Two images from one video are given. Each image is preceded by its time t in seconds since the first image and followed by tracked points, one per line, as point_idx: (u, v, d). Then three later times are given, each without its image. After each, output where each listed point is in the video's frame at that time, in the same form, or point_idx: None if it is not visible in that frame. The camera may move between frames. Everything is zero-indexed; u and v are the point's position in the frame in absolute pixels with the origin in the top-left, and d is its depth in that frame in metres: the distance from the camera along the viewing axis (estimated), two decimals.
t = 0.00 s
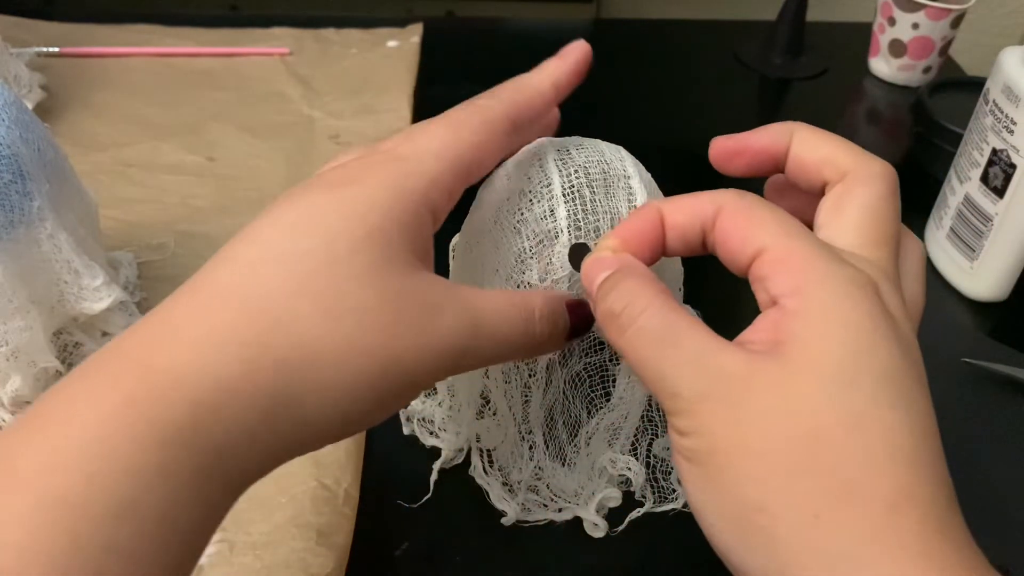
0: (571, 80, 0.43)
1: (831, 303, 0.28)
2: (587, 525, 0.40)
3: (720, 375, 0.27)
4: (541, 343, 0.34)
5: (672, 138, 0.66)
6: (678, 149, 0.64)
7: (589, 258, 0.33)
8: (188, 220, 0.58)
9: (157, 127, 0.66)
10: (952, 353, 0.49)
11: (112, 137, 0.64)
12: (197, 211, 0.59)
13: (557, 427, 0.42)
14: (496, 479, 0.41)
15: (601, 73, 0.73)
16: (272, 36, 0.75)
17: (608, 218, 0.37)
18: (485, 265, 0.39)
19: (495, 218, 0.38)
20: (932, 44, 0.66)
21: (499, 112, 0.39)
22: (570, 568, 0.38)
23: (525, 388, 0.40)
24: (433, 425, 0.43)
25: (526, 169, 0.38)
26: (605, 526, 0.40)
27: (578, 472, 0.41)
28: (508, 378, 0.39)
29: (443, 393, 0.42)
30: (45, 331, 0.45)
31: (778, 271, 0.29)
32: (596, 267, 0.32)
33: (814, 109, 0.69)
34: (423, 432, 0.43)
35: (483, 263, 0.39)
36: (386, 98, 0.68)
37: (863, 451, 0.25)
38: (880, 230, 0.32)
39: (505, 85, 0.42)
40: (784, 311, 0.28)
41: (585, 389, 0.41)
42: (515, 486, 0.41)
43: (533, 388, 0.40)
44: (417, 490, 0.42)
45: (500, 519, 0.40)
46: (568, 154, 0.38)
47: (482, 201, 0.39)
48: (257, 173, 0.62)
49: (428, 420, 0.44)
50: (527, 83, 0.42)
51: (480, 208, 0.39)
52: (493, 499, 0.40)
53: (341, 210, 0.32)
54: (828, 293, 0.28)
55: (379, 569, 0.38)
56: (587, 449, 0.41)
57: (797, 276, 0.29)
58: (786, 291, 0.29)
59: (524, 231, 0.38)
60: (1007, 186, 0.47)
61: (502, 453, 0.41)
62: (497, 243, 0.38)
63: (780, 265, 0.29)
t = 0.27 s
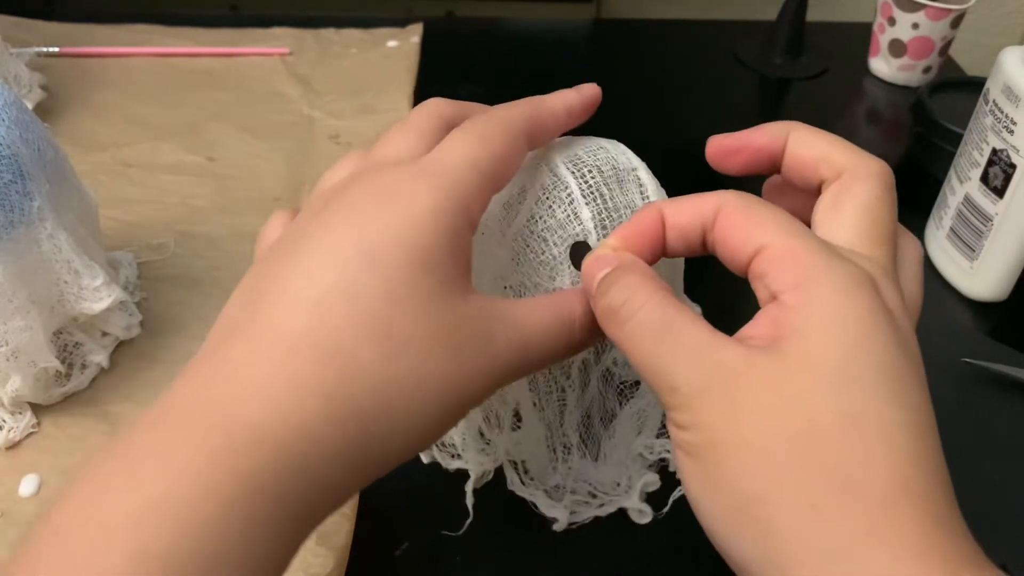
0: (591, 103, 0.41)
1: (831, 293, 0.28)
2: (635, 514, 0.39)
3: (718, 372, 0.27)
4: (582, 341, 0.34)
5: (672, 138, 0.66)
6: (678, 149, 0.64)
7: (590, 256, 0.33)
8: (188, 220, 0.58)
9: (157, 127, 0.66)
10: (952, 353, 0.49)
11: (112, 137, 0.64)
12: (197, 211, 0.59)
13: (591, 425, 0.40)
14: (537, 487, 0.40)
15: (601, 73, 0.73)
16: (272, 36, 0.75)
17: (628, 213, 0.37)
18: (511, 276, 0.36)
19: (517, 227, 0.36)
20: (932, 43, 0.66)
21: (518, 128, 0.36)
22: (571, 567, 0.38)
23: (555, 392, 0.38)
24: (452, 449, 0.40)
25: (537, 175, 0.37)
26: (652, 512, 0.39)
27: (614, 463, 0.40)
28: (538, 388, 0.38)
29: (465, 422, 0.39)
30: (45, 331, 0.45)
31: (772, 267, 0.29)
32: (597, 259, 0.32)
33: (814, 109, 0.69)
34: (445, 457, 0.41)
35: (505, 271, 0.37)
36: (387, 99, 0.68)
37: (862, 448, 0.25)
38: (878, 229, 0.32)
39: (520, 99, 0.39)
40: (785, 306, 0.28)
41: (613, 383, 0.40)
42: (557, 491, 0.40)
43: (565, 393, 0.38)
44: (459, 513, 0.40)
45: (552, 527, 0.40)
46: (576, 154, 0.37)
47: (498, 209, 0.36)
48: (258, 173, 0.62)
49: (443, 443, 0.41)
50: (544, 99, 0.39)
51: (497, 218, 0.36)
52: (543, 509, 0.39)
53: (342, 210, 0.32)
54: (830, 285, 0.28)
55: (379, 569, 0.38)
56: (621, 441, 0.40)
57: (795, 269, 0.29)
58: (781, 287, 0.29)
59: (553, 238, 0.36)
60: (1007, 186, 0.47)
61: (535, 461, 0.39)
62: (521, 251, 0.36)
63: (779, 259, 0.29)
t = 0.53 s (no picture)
0: (571, 114, 0.40)
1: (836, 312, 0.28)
2: (640, 505, 0.40)
3: (720, 375, 0.27)
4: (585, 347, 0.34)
5: (672, 138, 0.66)
6: (678, 149, 0.64)
7: (599, 272, 0.33)
8: (188, 220, 0.58)
9: (157, 127, 0.66)
10: (953, 353, 0.49)
11: (112, 137, 0.64)
12: (197, 211, 0.59)
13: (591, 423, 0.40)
14: (544, 490, 0.40)
15: (601, 73, 0.73)
16: (272, 36, 0.75)
17: (621, 210, 0.37)
18: (512, 285, 0.36)
19: (513, 234, 0.36)
20: (931, 44, 0.66)
21: (503, 133, 0.35)
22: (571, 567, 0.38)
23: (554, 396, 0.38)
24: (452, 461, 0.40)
25: (527, 181, 0.37)
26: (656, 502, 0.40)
27: (616, 458, 0.40)
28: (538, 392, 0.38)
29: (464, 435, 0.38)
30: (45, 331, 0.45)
31: (778, 292, 0.29)
32: (607, 274, 0.32)
33: (814, 109, 0.69)
34: (445, 471, 0.40)
35: (506, 280, 0.36)
36: (387, 98, 0.68)
37: (865, 448, 0.25)
38: (880, 254, 0.32)
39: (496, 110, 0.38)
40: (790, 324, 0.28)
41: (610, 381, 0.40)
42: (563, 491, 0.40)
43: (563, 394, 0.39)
44: (464, 528, 0.40)
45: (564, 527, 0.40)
46: (562, 158, 0.37)
47: (491, 220, 0.36)
48: (258, 173, 0.62)
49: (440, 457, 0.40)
50: (526, 109, 0.38)
51: (492, 227, 0.36)
52: (554, 511, 0.39)
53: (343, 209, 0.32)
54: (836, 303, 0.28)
55: (380, 569, 0.38)
56: (621, 436, 0.40)
57: (802, 292, 0.29)
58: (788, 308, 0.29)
59: (550, 243, 0.36)
60: (1008, 186, 0.47)
61: (537, 464, 0.39)
62: (519, 259, 0.36)
63: (787, 281, 0.29)
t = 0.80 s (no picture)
0: (573, 115, 0.40)
1: (830, 309, 0.28)
2: (639, 506, 0.40)
3: (717, 376, 0.27)
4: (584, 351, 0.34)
5: (672, 138, 0.66)
6: (678, 149, 0.64)
7: (597, 271, 0.33)
8: (188, 220, 0.58)
9: (157, 127, 0.66)
10: (953, 353, 0.49)
11: (112, 137, 0.64)
12: (197, 211, 0.59)
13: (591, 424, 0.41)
14: (543, 492, 0.40)
15: (601, 73, 0.73)
16: (272, 36, 0.75)
17: (623, 213, 0.37)
18: (512, 287, 0.36)
19: (514, 236, 0.36)
20: (931, 44, 0.66)
21: (504, 134, 0.35)
22: (572, 567, 0.38)
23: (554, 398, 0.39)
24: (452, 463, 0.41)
25: (529, 183, 0.37)
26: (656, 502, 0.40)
27: (615, 459, 0.40)
28: (536, 393, 0.38)
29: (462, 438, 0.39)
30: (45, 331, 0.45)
31: (775, 291, 0.29)
32: (606, 273, 0.32)
33: (815, 109, 0.69)
34: (444, 473, 0.41)
35: (506, 281, 0.36)
36: (387, 99, 0.68)
37: (865, 448, 0.25)
38: (876, 249, 0.32)
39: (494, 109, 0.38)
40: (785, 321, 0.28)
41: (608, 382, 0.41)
42: (563, 493, 0.40)
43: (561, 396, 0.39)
44: (464, 532, 0.40)
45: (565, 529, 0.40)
46: (564, 159, 0.37)
47: (491, 221, 0.36)
48: (258, 173, 0.62)
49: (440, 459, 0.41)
50: (527, 109, 0.38)
51: (493, 229, 0.36)
52: (553, 513, 0.39)
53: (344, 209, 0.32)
54: (834, 303, 0.28)
55: (379, 569, 0.38)
56: (620, 436, 0.40)
57: (800, 288, 0.29)
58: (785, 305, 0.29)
59: (551, 245, 0.36)
60: (1007, 186, 0.47)
61: (536, 465, 0.40)
62: (520, 260, 0.36)
63: (783, 279, 0.29)
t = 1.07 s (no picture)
0: (582, 120, 0.40)
1: (844, 309, 0.28)
2: (643, 508, 0.40)
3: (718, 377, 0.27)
4: (590, 357, 0.34)
5: (672, 138, 0.66)
6: (678, 149, 0.64)
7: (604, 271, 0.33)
8: (188, 220, 0.58)
9: (157, 127, 0.66)
10: (953, 353, 0.49)
11: (112, 137, 0.64)
12: (196, 211, 0.59)
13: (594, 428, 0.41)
14: (546, 494, 0.39)
15: (601, 73, 0.73)
16: (272, 36, 0.75)
17: (631, 217, 0.37)
18: (519, 289, 0.36)
19: (522, 240, 0.36)
20: (931, 43, 0.66)
21: (514, 135, 0.36)
22: (571, 567, 0.38)
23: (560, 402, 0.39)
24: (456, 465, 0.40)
25: (538, 186, 0.37)
26: (659, 505, 0.40)
27: (619, 463, 0.40)
28: (543, 397, 0.38)
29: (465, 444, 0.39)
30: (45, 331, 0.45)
31: (787, 294, 0.30)
32: (616, 270, 0.33)
33: (814, 109, 0.69)
34: (447, 474, 0.40)
35: (513, 284, 0.36)
36: (387, 99, 0.68)
37: (866, 449, 0.25)
38: (892, 256, 0.32)
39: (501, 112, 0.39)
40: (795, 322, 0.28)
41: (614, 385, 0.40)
42: (568, 496, 0.40)
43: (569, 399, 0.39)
44: (466, 534, 0.40)
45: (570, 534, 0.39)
46: (573, 163, 0.37)
47: (500, 222, 0.36)
48: (258, 173, 0.62)
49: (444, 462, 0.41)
50: (536, 112, 0.39)
51: (500, 232, 0.36)
52: (558, 517, 0.39)
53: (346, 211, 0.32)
54: (848, 303, 0.28)
55: (380, 569, 0.38)
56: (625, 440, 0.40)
57: (812, 288, 0.29)
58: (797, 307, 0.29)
59: (559, 249, 0.36)
60: (1007, 186, 0.47)
61: (541, 469, 0.39)
62: (528, 263, 0.36)
63: (796, 280, 0.29)
